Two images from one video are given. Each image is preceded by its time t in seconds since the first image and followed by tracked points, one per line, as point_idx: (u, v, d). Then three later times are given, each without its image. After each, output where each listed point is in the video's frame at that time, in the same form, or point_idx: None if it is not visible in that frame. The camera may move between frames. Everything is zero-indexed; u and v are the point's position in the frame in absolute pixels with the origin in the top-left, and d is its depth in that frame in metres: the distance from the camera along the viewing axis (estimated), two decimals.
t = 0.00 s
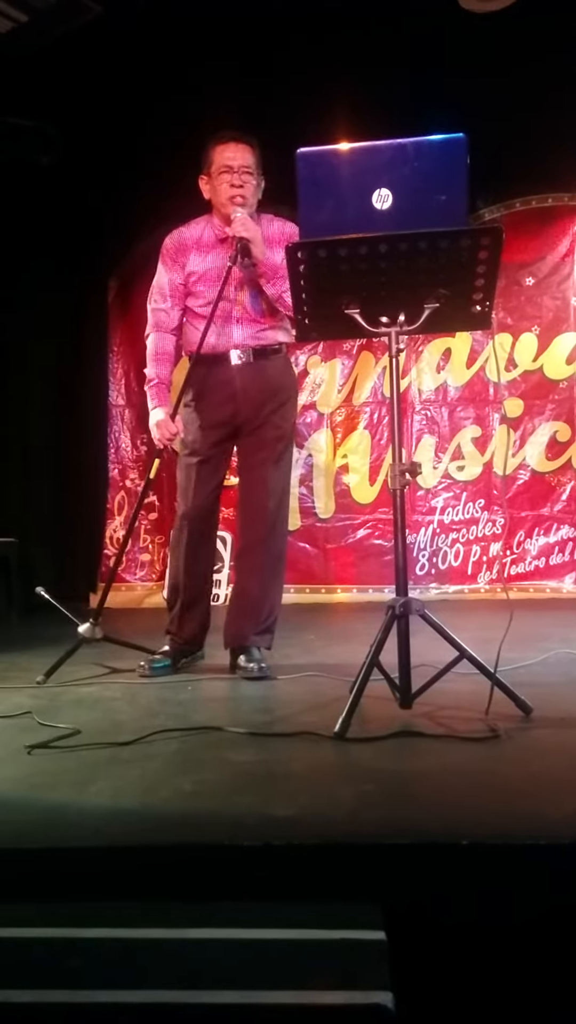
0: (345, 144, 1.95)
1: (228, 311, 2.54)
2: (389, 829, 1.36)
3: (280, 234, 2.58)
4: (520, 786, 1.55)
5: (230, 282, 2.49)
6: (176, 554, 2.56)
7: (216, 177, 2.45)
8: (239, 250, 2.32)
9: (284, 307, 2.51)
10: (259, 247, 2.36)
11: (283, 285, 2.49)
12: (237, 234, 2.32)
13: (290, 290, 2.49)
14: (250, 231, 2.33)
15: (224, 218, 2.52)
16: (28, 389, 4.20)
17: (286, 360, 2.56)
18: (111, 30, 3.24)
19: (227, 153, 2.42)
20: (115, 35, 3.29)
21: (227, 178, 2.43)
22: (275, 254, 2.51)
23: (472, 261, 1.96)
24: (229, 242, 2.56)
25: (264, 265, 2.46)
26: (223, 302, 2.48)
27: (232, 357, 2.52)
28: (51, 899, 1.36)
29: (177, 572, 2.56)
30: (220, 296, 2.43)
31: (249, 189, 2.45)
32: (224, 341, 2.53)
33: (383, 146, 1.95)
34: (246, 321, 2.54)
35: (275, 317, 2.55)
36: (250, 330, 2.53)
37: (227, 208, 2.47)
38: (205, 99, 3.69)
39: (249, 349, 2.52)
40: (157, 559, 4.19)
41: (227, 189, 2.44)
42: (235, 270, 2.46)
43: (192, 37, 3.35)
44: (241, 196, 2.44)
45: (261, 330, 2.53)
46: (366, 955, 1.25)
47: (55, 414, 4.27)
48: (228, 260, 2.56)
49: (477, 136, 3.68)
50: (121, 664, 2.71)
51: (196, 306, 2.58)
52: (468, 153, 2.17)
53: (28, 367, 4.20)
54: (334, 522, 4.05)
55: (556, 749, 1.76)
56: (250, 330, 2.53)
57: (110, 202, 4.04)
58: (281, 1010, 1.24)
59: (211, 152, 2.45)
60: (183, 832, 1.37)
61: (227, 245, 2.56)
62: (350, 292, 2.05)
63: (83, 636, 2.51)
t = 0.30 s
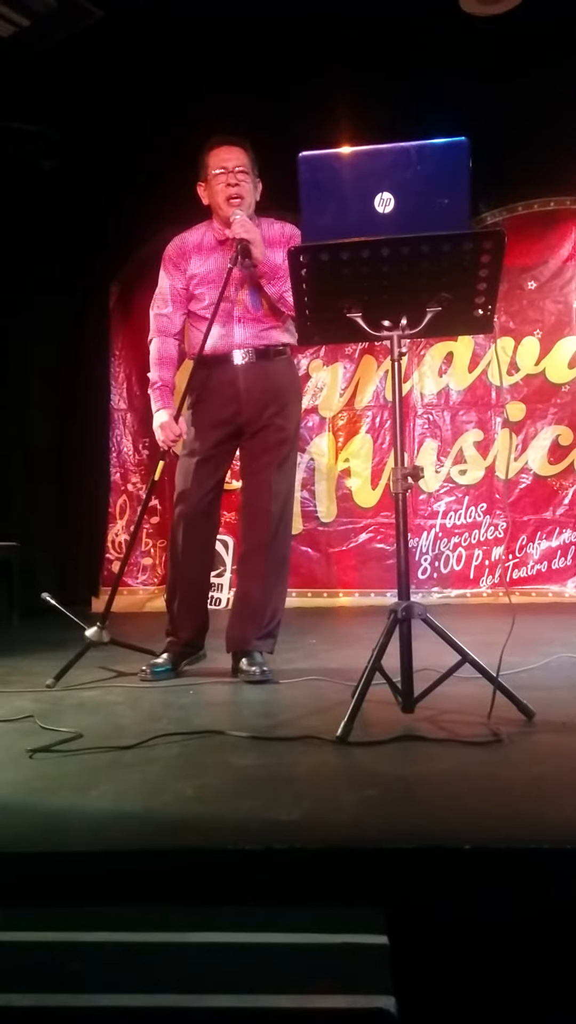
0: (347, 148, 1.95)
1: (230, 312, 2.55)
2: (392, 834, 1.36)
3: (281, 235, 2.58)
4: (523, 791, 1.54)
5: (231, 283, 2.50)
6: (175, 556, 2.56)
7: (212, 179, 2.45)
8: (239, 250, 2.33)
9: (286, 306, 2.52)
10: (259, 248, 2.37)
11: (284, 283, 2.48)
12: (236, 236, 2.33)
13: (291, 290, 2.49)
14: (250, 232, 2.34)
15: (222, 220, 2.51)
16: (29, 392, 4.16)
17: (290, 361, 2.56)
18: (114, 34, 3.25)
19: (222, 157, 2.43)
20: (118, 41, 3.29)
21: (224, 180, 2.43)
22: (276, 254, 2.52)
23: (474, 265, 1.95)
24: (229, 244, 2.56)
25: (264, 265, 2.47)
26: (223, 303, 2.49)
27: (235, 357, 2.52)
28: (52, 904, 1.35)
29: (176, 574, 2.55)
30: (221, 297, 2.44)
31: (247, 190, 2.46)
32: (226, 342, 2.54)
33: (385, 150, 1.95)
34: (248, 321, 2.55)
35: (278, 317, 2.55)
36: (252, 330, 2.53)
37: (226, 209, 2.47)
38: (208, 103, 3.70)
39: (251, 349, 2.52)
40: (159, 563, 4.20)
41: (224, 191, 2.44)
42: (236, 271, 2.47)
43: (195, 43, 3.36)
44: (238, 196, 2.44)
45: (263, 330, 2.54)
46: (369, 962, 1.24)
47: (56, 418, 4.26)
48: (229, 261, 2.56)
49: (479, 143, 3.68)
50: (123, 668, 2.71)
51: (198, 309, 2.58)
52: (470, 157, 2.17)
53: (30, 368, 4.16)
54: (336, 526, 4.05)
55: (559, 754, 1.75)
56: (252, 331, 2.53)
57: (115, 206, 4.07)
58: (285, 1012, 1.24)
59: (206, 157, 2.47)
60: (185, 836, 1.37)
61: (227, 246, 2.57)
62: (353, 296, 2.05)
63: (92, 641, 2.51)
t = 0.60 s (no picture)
0: (348, 151, 1.95)
1: (234, 313, 2.55)
2: (395, 836, 1.36)
3: (287, 238, 2.59)
4: (526, 792, 1.54)
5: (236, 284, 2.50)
6: (180, 558, 2.56)
7: (218, 183, 2.46)
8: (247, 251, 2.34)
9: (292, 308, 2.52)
10: (266, 248, 2.37)
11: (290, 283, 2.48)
12: (244, 236, 2.33)
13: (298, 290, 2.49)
14: (258, 232, 2.33)
15: (227, 224, 2.52)
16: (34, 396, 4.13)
17: (295, 363, 2.57)
18: (115, 39, 3.26)
19: (228, 161, 2.45)
20: (119, 45, 3.30)
21: (230, 183, 2.44)
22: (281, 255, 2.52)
23: (475, 267, 1.96)
24: (234, 247, 2.56)
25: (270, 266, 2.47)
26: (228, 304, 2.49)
27: (239, 358, 2.52)
28: (56, 907, 1.35)
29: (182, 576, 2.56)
30: (226, 298, 2.44)
31: (254, 193, 2.46)
32: (230, 343, 2.53)
33: (386, 153, 1.95)
34: (252, 322, 2.54)
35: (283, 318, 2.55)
36: (257, 331, 2.53)
37: (234, 212, 2.47)
38: (209, 107, 3.70)
39: (255, 349, 2.52)
40: (161, 566, 4.19)
41: (230, 193, 2.45)
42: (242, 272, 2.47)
43: (196, 47, 3.37)
44: (245, 199, 2.45)
45: (267, 331, 2.54)
46: (377, 964, 1.24)
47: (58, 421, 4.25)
48: (234, 263, 2.56)
49: (480, 147, 3.70)
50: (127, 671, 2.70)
51: (203, 311, 2.59)
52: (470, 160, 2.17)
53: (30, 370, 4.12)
54: (338, 529, 4.05)
55: (563, 755, 1.75)
56: (256, 332, 2.53)
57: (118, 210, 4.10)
58: (288, 1014, 1.23)
59: (211, 161, 2.47)
60: (187, 839, 1.37)
61: (232, 248, 2.56)
62: (354, 298, 2.06)
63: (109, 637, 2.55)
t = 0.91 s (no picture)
0: (349, 152, 1.95)
1: (236, 314, 2.55)
2: (398, 837, 1.35)
3: (288, 240, 2.59)
4: (529, 794, 1.53)
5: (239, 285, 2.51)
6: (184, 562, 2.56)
7: (221, 184, 2.46)
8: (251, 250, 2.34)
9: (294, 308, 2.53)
10: (270, 247, 2.38)
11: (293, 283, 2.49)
12: (248, 235, 2.34)
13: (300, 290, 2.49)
14: (261, 232, 2.34)
15: (229, 225, 2.53)
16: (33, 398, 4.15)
17: (297, 365, 2.57)
18: (115, 42, 3.26)
19: (230, 163, 2.45)
20: (119, 48, 3.31)
21: (232, 185, 2.44)
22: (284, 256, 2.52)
23: (476, 268, 1.96)
24: (235, 248, 2.56)
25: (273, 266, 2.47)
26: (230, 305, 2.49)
27: (240, 358, 2.53)
28: (58, 910, 1.35)
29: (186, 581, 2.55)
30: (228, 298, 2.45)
31: (256, 194, 2.47)
32: (231, 344, 2.54)
33: (386, 154, 1.95)
34: (253, 322, 2.55)
35: (283, 319, 2.56)
36: (258, 331, 2.53)
37: (236, 214, 2.47)
38: (210, 109, 3.71)
39: (256, 349, 2.53)
40: (162, 569, 4.19)
41: (233, 195, 2.45)
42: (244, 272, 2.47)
43: (196, 50, 3.37)
44: (248, 199, 2.45)
45: (268, 331, 2.54)
46: (379, 967, 1.24)
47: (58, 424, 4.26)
48: (236, 264, 2.56)
49: (481, 148, 3.70)
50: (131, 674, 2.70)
51: (204, 313, 2.59)
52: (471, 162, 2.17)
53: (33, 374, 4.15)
54: (339, 531, 4.05)
55: (566, 757, 1.74)
56: (257, 333, 2.53)
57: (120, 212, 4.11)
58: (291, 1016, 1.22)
59: (213, 163, 2.48)
60: (190, 841, 1.36)
61: (234, 249, 2.57)
62: (355, 300, 2.06)
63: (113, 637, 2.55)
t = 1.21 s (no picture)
0: (351, 155, 1.96)
1: (236, 316, 2.56)
2: (402, 837, 1.35)
3: (288, 241, 2.60)
4: (533, 795, 1.53)
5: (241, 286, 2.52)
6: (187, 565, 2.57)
7: (223, 187, 2.47)
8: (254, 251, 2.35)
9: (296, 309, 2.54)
10: (273, 249, 2.40)
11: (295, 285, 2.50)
12: (251, 236, 2.35)
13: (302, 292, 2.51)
14: (264, 232, 2.35)
15: (229, 226, 2.53)
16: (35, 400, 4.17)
17: (297, 366, 2.57)
18: (118, 45, 3.27)
19: (233, 165, 2.45)
20: (122, 51, 3.32)
21: (235, 188, 2.45)
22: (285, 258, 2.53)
23: (478, 269, 1.96)
24: (236, 250, 2.57)
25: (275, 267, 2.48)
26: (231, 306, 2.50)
27: (240, 360, 2.53)
28: (63, 909, 1.35)
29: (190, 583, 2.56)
30: (230, 300, 2.45)
31: (258, 196, 2.48)
32: (231, 346, 2.55)
33: (388, 157, 1.96)
34: (254, 324, 2.55)
35: (284, 322, 2.57)
36: (258, 333, 2.54)
37: (239, 215, 2.48)
38: (212, 111, 3.72)
39: (256, 351, 2.53)
40: (165, 571, 4.20)
41: (235, 197, 2.46)
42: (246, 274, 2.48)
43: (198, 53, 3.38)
44: (250, 202, 2.46)
45: (269, 333, 2.55)
46: (382, 966, 1.24)
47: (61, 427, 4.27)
48: (237, 266, 2.57)
49: (482, 150, 3.71)
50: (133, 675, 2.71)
51: (204, 314, 2.60)
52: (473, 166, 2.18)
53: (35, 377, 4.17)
54: (341, 533, 4.05)
55: (569, 758, 1.74)
56: (257, 335, 2.54)
57: (123, 214, 4.12)
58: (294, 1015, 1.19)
59: (214, 164, 2.48)
60: (193, 841, 1.37)
61: (234, 251, 2.57)
62: (358, 302, 2.06)
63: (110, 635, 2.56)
